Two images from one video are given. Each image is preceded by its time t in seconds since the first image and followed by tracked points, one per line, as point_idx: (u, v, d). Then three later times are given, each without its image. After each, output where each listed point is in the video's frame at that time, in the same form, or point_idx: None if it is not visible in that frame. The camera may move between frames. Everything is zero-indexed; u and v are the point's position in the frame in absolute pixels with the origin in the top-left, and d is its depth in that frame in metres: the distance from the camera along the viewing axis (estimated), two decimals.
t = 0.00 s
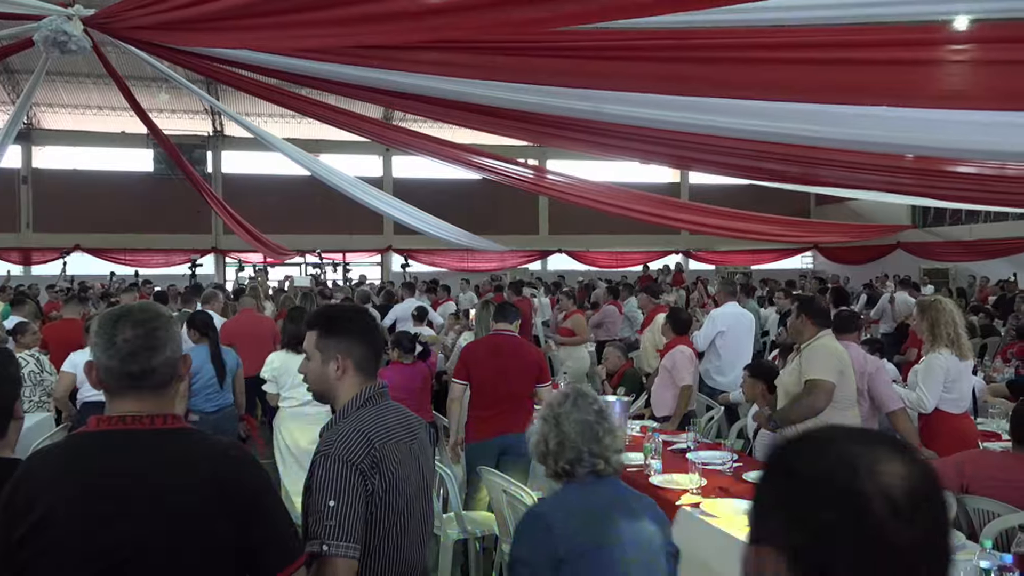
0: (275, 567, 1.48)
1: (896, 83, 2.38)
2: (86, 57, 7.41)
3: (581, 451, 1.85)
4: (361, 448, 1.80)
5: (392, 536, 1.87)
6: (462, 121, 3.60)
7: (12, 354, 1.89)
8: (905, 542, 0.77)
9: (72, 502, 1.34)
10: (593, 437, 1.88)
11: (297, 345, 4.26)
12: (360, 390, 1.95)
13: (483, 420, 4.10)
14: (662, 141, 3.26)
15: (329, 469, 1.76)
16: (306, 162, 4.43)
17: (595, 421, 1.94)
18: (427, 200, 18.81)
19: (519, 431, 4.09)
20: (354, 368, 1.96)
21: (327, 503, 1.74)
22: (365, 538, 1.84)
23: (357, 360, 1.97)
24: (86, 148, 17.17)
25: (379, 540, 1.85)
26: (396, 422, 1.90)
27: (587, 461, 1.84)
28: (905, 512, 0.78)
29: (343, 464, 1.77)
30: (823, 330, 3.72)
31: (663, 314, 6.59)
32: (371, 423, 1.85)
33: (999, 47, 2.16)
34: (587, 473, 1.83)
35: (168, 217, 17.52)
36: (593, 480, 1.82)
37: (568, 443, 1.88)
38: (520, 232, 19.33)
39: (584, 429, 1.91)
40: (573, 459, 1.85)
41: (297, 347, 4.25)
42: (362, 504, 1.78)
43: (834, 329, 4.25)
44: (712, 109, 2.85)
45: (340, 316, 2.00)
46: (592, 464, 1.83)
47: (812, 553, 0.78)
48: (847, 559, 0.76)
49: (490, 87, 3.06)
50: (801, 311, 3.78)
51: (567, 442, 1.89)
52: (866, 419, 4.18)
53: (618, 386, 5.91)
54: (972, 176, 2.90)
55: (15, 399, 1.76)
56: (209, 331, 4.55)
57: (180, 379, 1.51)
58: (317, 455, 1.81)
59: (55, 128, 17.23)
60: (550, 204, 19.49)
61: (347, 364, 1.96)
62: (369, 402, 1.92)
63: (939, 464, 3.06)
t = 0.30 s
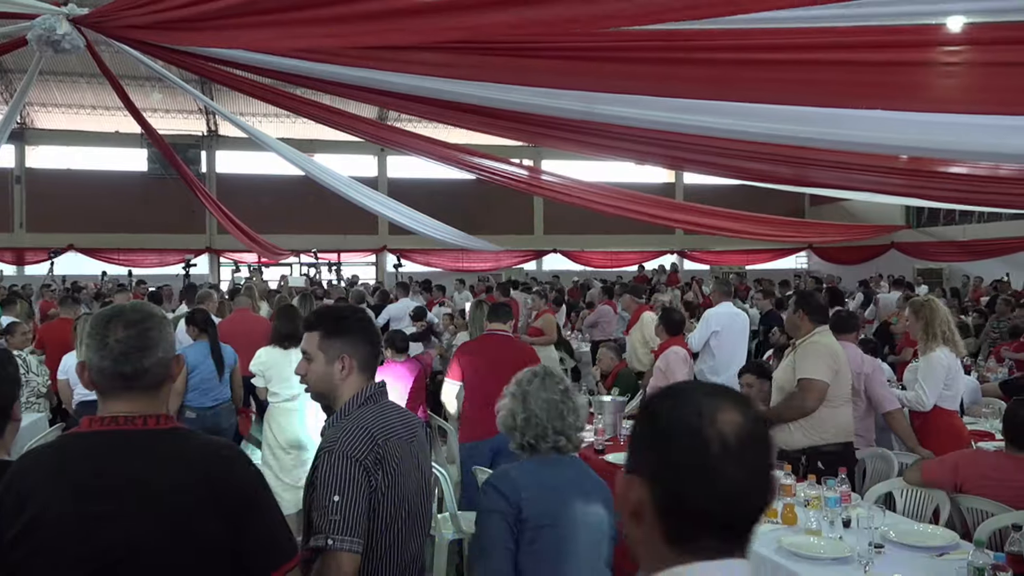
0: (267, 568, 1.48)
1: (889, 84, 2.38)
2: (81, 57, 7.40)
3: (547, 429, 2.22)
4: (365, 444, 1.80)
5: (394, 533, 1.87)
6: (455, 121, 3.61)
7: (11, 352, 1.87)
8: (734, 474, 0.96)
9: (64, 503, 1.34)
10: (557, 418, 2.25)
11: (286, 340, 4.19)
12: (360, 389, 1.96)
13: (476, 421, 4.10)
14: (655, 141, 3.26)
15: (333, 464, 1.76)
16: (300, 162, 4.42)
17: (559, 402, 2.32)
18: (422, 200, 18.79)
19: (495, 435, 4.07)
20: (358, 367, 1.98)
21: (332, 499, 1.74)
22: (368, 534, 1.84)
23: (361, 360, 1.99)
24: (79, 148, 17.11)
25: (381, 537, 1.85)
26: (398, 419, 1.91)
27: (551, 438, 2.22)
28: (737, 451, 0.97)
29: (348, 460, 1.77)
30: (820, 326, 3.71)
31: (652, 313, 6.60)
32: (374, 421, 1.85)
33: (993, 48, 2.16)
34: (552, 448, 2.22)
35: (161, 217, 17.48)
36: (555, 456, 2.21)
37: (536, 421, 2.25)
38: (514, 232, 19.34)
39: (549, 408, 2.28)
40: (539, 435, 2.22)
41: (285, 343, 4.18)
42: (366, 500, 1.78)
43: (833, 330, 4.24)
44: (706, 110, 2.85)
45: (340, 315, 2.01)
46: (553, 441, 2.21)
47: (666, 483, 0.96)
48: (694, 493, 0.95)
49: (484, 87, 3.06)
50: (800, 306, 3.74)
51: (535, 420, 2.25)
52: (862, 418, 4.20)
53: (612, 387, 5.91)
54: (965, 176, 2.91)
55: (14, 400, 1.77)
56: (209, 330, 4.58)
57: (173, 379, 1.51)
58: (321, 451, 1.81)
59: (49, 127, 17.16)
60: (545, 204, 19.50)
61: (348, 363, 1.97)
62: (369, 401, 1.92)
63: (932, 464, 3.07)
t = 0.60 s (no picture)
0: (263, 568, 1.47)
1: (885, 85, 2.39)
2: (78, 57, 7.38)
3: (528, 411, 2.32)
4: (372, 438, 1.81)
5: (399, 528, 1.87)
6: (452, 121, 3.60)
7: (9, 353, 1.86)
8: (620, 408, 1.08)
9: (60, 503, 1.34)
10: (536, 401, 2.36)
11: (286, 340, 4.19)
12: (362, 386, 1.96)
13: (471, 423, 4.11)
14: (652, 141, 3.26)
15: (343, 458, 1.76)
16: (296, 162, 4.42)
17: (535, 385, 2.41)
18: (419, 200, 18.78)
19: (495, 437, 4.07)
20: (360, 368, 1.98)
21: (346, 492, 1.74)
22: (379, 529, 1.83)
23: (363, 360, 1.99)
24: (75, 147, 17.04)
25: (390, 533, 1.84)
26: (401, 415, 1.91)
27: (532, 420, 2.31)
28: (621, 389, 1.09)
29: (357, 453, 1.77)
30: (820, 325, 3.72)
31: (639, 311, 6.64)
32: (380, 416, 1.86)
33: (989, 50, 2.15)
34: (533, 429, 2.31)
35: (157, 217, 17.45)
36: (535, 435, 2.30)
37: (519, 404, 2.32)
38: (511, 232, 19.34)
39: (528, 392, 2.37)
40: (521, 417, 2.31)
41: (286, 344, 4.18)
42: (377, 494, 1.79)
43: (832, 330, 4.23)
44: (703, 109, 2.85)
45: (342, 315, 2.01)
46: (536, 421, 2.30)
47: (560, 417, 1.10)
48: (589, 428, 1.07)
49: (481, 86, 3.06)
50: (798, 303, 3.77)
51: (517, 403, 2.33)
52: (859, 418, 4.18)
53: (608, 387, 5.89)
54: (962, 176, 2.92)
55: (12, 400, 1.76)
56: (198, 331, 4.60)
57: (168, 379, 1.51)
58: (329, 446, 1.81)
59: (44, 127, 17.07)
60: (542, 203, 19.50)
61: (351, 363, 1.97)
62: (371, 398, 1.92)
63: (930, 464, 3.06)
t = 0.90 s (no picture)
0: (262, 568, 1.47)
1: (883, 85, 2.38)
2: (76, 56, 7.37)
3: (491, 394, 2.42)
4: (370, 438, 1.80)
5: (397, 529, 1.87)
6: (451, 121, 3.60)
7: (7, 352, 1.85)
8: (584, 394, 1.33)
9: (58, 503, 1.33)
10: (497, 382, 2.44)
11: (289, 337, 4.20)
12: (357, 387, 1.95)
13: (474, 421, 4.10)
14: (651, 141, 3.26)
15: (341, 458, 1.76)
16: (294, 162, 4.41)
17: (499, 368, 2.48)
18: (417, 200, 18.76)
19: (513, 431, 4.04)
20: (354, 368, 1.98)
21: (345, 492, 1.73)
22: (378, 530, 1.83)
23: (357, 360, 1.99)
24: (72, 147, 17.00)
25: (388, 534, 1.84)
26: (396, 415, 1.91)
27: (495, 402, 2.42)
28: (585, 378, 1.34)
29: (356, 453, 1.77)
30: (815, 325, 3.73)
31: (630, 311, 6.60)
32: (378, 416, 1.86)
33: (987, 50, 2.14)
34: (496, 411, 2.42)
35: (156, 217, 17.43)
36: (498, 416, 2.42)
37: (483, 388, 2.42)
38: (509, 232, 19.33)
39: (491, 374, 2.44)
40: (484, 400, 2.42)
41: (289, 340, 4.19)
42: (376, 493, 1.78)
43: (835, 328, 4.20)
44: (701, 109, 2.85)
45: (337, 315, 2.00)
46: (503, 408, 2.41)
47: (540, 409, 1.36)
48: (562, 412, 1.33)
49: (479, 86, 3.05)
50: (792, 304, 3.77)
51: (480, 388, 2.42)
52: (861, 418, 4.16)
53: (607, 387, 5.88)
54: (960, 175, 2.92)
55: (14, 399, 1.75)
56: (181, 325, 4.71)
57: (165, 379, 1.50)
58: (327, 446, 1.81)
59: (41, 127, 17.02)
60: (540, 203, 19.50)
61: (347, 364, 1.97)
62: (368, 397, 1.92)
63: (927, 465, 3.06)
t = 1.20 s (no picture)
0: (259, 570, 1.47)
1: (881, 85, 2.38)
2: (76, 55, 7.36)
3: (452, 394, 2.71)
4: (354, 443, 1.80)
5: (381, 534, 1.88)
6: (449, 121, 3.60)
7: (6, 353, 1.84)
8: (560, 364, 1.58)
9: (55, 504, 1.33)
10: (458, 384, 2.72)
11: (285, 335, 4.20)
12: (345, 389, 1.95)
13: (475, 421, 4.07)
14: (649, 141, 3.27)
15: (323, 463, 1.75)
16: (293, 163, 4.41)
17: (460, 371, 2.76)
18: (415, 200, 18.74)
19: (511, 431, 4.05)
20: (343, 368, 1.97)
21: (325, 498, 1.73)
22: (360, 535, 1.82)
23: (346, 360, 1.98)
24: (70, 147, 16.99)
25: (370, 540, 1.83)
26: (382, 419, 1.92)
27: (454, 401, 2.71)
28: (560, 351, 1.59)
29: (338, 458, 1.77)
30: (812, 324, 3.73)
31: (622, 311, 6.55)
32: (363, 420, 1.86)
33: (985, 50, 2.13)
34: (454, 408, 2.72)
35: (154, 217, 17.42)
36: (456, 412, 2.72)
37: (446, 388, 2.70)
38: (508, 231, 19.33)
39: (453, 375, 2.73)
40: (445, 399, 2.71)
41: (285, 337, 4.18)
42: (357, 499, 1.78)
43: (836, 327, 4.19)
44: (700, 109, 2.85)
45: (326, 315, 1.99)
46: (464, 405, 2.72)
47: (523, 382, 1.60)
48: (542, 381, 1.57)
49: (477, 85, 3.05)
50: (789, 304, 3.77)
51: (443, 387, 2.70)
52: (859, 417, 4.16)
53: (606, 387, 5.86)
54: (957, 176, 2.92)
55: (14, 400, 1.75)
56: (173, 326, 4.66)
57: (164, 379, 1.50)
58: (309, 451, 1.80)
59: (39, 126, 17.01)
60: (539, 203, 19.50)
61: (336, 363, 1.97)
62: (355, 400, 1.92)
63: (924, 465, 3.07)
